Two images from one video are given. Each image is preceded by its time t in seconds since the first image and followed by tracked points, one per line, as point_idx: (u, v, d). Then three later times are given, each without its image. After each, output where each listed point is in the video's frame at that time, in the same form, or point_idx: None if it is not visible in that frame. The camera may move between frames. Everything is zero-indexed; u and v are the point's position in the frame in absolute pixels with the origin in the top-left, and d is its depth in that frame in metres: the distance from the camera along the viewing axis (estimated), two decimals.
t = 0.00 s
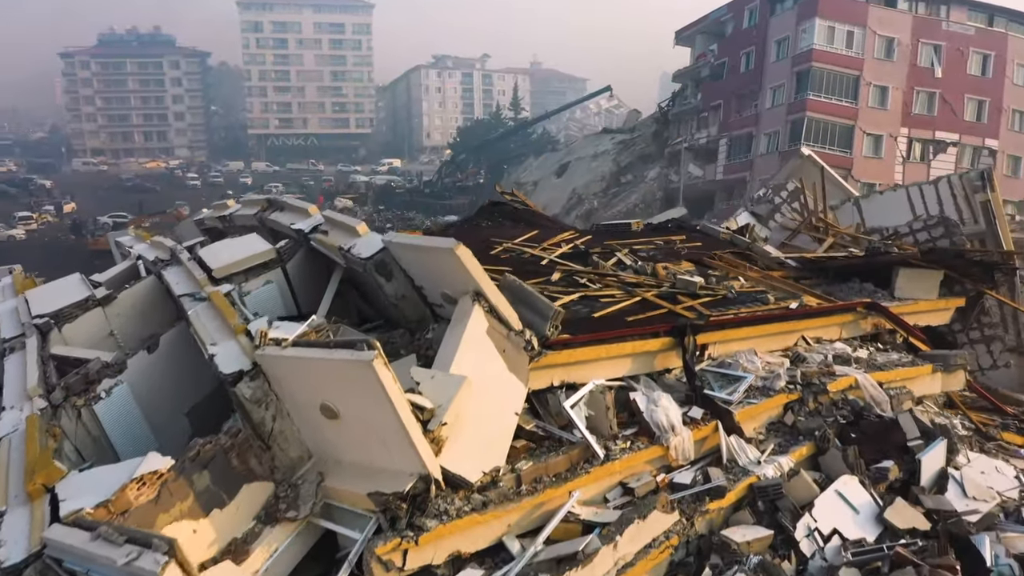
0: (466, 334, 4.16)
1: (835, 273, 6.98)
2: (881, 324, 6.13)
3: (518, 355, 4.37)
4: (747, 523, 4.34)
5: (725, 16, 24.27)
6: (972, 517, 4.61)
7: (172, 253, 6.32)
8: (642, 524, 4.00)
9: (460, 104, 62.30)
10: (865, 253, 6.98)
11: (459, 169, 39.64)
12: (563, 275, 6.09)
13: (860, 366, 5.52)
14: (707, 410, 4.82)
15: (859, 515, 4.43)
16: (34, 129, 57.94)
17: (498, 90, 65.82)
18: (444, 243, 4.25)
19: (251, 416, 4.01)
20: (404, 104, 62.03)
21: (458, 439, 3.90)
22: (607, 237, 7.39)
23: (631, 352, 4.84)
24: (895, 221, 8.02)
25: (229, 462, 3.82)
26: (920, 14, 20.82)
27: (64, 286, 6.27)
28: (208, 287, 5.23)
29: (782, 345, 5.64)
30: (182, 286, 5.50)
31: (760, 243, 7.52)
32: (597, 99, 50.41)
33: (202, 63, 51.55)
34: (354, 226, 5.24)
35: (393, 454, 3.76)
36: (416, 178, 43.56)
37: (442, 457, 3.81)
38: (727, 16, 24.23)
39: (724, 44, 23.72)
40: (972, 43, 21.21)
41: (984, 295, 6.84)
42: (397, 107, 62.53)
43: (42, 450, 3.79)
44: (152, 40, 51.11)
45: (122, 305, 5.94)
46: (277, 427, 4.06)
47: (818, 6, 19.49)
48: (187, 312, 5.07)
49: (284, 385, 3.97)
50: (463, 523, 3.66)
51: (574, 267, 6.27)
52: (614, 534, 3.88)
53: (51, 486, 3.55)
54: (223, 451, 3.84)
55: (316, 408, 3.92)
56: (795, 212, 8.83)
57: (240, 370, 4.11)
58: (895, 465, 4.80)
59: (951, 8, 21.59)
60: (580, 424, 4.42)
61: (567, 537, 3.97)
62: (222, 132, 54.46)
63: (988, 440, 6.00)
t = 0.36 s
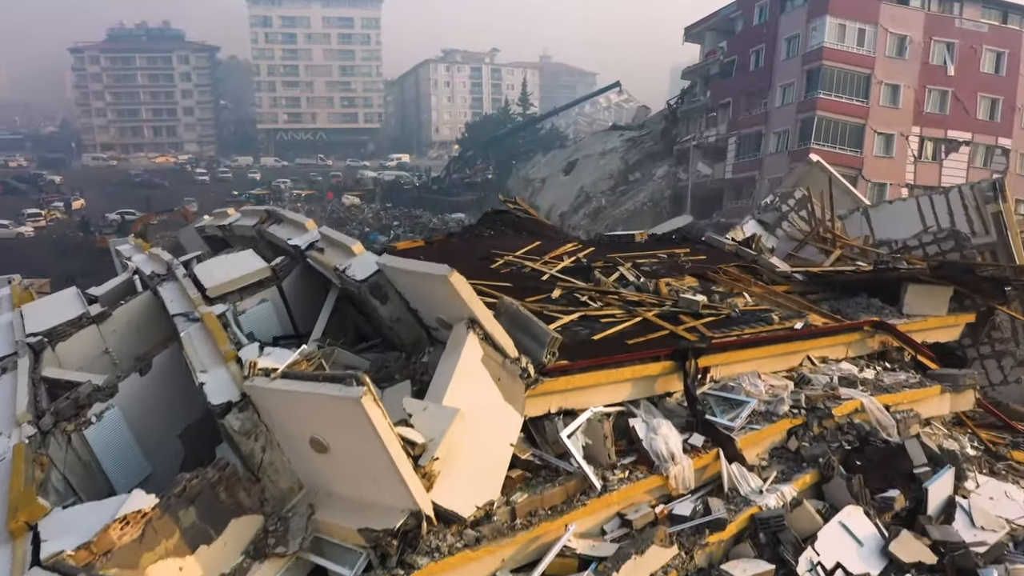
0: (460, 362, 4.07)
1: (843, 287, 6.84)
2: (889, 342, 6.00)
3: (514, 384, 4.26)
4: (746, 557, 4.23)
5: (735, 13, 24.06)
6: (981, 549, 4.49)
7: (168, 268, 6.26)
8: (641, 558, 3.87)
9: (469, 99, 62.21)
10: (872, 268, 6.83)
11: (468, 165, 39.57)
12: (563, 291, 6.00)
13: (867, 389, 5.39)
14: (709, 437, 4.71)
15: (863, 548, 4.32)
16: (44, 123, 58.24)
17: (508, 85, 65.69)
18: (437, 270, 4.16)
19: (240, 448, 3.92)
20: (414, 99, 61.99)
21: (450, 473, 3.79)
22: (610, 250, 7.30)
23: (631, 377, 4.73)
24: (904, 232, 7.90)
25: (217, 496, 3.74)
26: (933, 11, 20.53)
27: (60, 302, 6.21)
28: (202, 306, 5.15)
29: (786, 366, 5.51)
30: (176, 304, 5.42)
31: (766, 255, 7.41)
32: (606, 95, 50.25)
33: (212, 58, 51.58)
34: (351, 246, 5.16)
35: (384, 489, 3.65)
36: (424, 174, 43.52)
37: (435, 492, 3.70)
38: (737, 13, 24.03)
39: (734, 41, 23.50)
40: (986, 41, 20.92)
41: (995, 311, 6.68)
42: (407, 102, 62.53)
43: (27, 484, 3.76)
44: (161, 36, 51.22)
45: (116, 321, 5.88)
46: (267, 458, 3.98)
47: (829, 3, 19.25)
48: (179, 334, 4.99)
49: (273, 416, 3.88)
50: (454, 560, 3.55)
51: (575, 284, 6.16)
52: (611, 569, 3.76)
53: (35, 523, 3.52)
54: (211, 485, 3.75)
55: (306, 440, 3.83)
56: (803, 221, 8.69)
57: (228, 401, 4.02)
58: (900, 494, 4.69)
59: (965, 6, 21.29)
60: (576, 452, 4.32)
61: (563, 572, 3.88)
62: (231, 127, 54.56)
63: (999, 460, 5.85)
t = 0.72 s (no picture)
0: (452, 393, 3.98)
1: (850, 303, 6.70)
2: (897, 361, 5.87)
3: (508, 414, 4.17)
4: None
5: (745, 10, 23.84)
6: None
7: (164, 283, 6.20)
8: None
9: (478, 93, 62.05)
10: (880, 284, 6.69)
11: (476, 161, 39.47)
12: (563, 309, 5.90)
13: (873, 413, 5.26)
14: (710, 466, 4.60)
15: None
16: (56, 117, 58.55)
17: (518, 79, 65.40)
18: (430, 299, 4.08)
19: (228, 482, 3.84)
20: (423, 93, 61.87)
21: (442, 510, 3.68)
22: (612, 263, 7.18)
23: (629, 404, 4.63)
24: (914, 245, 7.77)
25: (203, 533, 3.64)
26: (946, 9, 20.25)
27: (54, 318, 6.15)
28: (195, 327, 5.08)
29: (790, 389, 5.40)
30: (169, 323, 5.35)
31: (772, 268, 7.29)
32: (616, 89, 50.03)
33: (221, 53, 51.60)
34: (345, 267, 5.09)
35: (373, 527, 3.55)
36: (433, 170, 43.45)
37: (426, 530, 3.59)
38: (747, 9, 23.81)
39: (743, 39, 23.29)
40: (1000, 39, 20.63)
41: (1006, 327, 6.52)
42: (416, 97, 62.43)
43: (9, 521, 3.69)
44: (170, 30, 51.28)
45: (111, 339, 5.82)
46: (256, 491, 3.90)
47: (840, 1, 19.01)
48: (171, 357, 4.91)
49: (262, 450, 3.80)
50: None
51: (576, 301, 6.05)
52: None
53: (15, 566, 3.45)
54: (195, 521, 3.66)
55: (295, 476, 3.74)
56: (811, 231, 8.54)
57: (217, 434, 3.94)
58: (905, 525, 4.56)
59: (979, 3, 21.00)
60: (572, 484, 4.20)
61: None
62: (240, 121, 54.62)
63: (1009, 483, 5.71)
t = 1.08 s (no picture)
0: (444, 426, 3.87)
1: (858, 321, 6.51)
2: (903, 382, 5.75)
3: (500, 447, 4.07)
4: None
5: (755, 7, 23.63)
6: None
7: (159, 299, 6.13)
8: None
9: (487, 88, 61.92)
10: (888, 300, 6.56)
11: (485, 157, 39.36)
12: (563, 328, 5.79)
13: (878, 439, 5.13)
14: (709, 496, 4.48)
15: None
16: (66, 111, 58.69)
17: (527, 73, 65.21)
18: (421, 328, 3.99)
19: (214, 518, 3.74)
20: (432, 88, 61.78)
21: (433, 549, 3.52)
22: (615, 278, 7.08)
23: (627, 432, 4.52)
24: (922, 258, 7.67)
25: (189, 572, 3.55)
26: (959, 6, 19.95)
27: (48, 335, 6.08)
28: (186, 348, 5.00)
29: (792, 412, 5.28)
30: (161, 342, 5.28)
31: (777, 282, 7.20)
32: (625, 85, 49.86)
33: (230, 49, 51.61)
34: (339, 287, 5.03)
35: (361, 567, 3.41)
36: (441, 166, 43.38)
37: (415, 571, 3.43)
38: (757, 6, 23.60)
39: (753, 36, 23.06)
40: (1014, 36, 20.34)
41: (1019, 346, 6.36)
42: (426, 92, 62.40)
43: None
44: (179, 25, 51.29)
45: (105, 358, 5.75)
46: (242, 526, 3.80)
47: None
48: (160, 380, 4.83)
49: (247, 486, 3.69)
50: None
51: (576, 319, 5.95)
52: None
53: None
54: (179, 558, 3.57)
55: (282, 513, 3.63)
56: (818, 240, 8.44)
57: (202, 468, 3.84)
58: (910, 561, 4.43)
59: None
60: (565, 519, 4.10)
61: None
62: (249, 116, 54.65)
63: (1019, 507, 5.55)
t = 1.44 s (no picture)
0: (434, 463, 3.76)
1: (863, 338, 6.43)
2: (910, 405, 5.61)
3: (494, 481, 3.96)
4: None
5: (765, 5, 23.41)
6: None
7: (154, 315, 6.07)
8: None
9: (496, 83, 61.76)
10: (894, 318, 6.42)
11: (492, 153, 39.27)
12: (561, 349, 5.68)
13: (883, 466, 4.99)
14: (707, 529, 4.36)
15: None
16: (75, 106, 58.86)
17: (535, 68, 65.02)
18: (411, 361, 3.89)
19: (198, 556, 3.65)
20: (441, 83, 61.66)
21: None
22: (616, 293, 6.99)
23: (623, 463, 4.40)
24: (932, 272, 7.55)
25: None
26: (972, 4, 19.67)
27: (41, 353, 6.02)
28: (176, 372, 4.92)
29: (795, 438, 5.16)
30: (153, 364, 5.19)
31: (782, 297, 7.09)
32: (635, 80, 49.67)
33: (238, 44, 51.64)
34: (331, 311, 4.95)
35: None
36: (449, 162, 43.31)
37: None
38: (767, 4, 23.39)
39: (762, 34, 22.83)
40: None
41: None
42: (434, 87, 62.31)
43: None
44: (188, 20, 51.30)
45: (98, 376, 5.68)
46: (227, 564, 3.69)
47: None
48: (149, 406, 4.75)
49: (232, 525, 3.59)
50: None
51: (575, 338, 5.85)
52: None
53: None
54: None
55: (267, 554, 3.52)
56: (824, 251, 8.30)
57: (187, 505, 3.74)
58: None
59: None
60: (558, 555, 3.98)
61: None
62: (257, 111, 54.66)
63: None
